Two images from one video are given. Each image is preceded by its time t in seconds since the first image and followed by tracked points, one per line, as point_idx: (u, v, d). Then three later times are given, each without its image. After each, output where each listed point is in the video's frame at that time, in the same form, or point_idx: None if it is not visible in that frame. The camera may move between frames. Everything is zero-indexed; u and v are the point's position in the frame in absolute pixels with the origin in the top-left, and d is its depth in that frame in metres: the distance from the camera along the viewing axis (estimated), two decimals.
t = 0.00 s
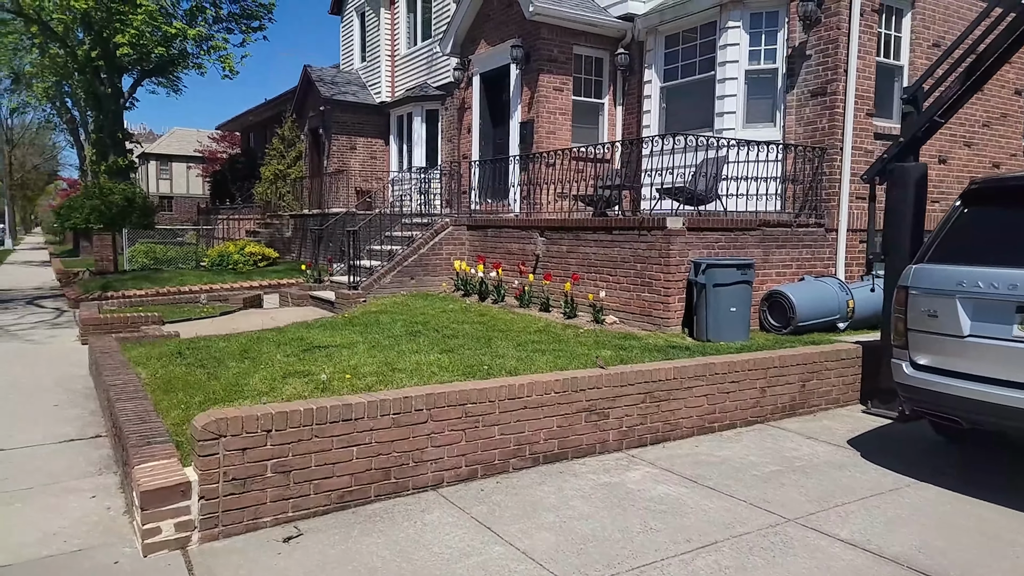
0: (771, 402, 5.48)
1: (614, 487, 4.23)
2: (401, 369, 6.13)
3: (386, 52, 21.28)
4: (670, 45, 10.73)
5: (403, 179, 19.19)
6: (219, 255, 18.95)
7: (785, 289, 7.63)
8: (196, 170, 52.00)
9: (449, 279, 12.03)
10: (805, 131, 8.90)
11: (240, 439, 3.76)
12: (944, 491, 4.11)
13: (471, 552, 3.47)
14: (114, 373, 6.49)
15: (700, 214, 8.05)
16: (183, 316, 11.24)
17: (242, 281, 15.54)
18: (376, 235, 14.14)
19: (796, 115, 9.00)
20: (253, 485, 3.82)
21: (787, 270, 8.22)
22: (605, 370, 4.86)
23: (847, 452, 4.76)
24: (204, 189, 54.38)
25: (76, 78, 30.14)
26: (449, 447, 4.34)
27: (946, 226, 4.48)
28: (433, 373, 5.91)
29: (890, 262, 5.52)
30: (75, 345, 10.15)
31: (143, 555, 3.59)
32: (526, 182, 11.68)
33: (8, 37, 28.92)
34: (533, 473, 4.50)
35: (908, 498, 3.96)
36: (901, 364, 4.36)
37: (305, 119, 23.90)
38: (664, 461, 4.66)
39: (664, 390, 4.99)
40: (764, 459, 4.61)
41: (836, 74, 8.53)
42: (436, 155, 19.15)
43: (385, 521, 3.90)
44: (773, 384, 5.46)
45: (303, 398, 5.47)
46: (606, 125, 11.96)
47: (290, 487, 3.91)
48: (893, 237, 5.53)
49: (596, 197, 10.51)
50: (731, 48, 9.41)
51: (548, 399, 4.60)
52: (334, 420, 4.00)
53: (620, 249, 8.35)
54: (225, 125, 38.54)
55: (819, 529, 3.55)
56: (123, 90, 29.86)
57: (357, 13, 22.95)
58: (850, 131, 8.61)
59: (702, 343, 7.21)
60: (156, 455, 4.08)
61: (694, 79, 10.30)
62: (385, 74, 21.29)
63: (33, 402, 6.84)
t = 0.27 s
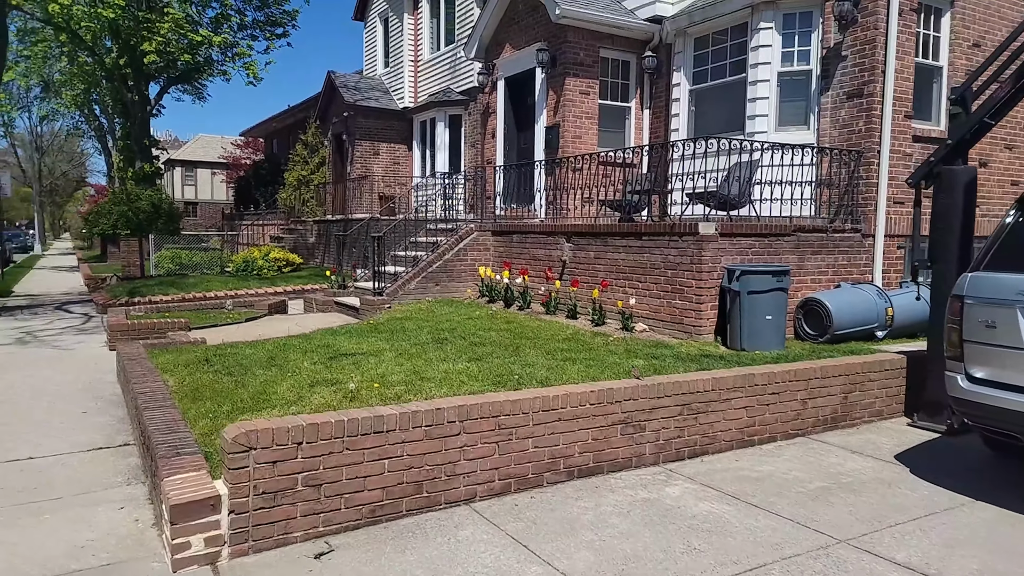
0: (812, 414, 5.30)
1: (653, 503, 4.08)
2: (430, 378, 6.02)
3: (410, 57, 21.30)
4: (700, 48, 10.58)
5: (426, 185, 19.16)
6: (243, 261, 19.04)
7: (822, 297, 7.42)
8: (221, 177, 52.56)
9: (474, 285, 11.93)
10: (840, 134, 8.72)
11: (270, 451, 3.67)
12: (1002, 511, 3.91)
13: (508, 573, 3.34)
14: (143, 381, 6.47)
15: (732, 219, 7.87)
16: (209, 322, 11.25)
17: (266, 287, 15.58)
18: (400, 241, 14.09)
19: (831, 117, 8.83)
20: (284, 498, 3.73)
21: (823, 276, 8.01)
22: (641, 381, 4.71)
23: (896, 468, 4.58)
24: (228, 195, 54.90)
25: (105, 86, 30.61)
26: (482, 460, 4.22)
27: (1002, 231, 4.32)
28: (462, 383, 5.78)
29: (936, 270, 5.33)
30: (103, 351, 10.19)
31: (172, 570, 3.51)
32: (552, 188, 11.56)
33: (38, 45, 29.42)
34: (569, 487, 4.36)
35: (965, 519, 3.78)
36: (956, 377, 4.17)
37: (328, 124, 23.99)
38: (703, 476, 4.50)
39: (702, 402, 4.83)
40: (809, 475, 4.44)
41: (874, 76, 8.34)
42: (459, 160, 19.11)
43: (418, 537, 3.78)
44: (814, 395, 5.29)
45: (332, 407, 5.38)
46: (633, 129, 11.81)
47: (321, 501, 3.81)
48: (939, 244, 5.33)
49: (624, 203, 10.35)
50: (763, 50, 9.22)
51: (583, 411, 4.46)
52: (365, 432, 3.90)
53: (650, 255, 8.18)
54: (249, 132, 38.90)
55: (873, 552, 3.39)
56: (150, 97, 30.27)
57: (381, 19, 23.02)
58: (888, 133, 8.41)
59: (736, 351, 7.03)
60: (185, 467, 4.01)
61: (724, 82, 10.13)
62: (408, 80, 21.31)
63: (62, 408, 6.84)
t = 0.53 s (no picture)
0: (854, 422, 5.15)
1: (693, 515, 3.94)
2: (458, 383, 5.91)
3: (432, 59, 21.27)
4: (729, 47, 10.42)
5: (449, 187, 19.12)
6: (267, 263, 19.11)
7: (859, 300, 7.23)
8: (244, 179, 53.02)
9: (498, 288, 11.83)
10: (877, 133, 8.53)
11: (301, 459, 3.59)
12: None
13: None
14: (170, 384, 6.45)
15: (765, 221, 7.69)
16: (234, 325, 11.27)
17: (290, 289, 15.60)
18: (424, 243, 14.03)
19: (867, 116, 8.64)
20: (314, 508, 3.64)
21: (859, 279, 7.81)
22: (679, 388, 4.57)
23: (945, 481, 4.42)
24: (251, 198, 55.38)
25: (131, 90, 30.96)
26: (516, 469, 4.10)
27: None
28: (491, 387, 5.67)
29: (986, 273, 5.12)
30: (130, 353, 10.23)
31: None
32: (578, 189, 11.43)
33: (67, 51, 29.93)
34: (604, 497, 4.24)
35: None
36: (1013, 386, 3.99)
37: (351, 127, 24.05)
38: (744, 487, 4.36)
39: (741, 410, 4.68)
40: (855, 488, 4.30)
41: (912, 73, 8.13)
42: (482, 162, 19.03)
43: (451, 548, 3.68)
44: (856, 404, 5.13)
45: (360, 412, 5.30)
46: (660, 129, 11.66)
47: (352, 511, 3.72)
48: (989, 247, 5.13)
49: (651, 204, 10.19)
50: (796, 47, 9.03)
51: (618, 419, 4.33)
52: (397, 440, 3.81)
53: (680, 257, 8.02)
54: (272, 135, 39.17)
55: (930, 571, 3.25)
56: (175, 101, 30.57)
57: (403, 22, 23.02)
58: (926, 132, 8.19)
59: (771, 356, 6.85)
60: (215, 474, 3.94)
61: (755, 81, 9.97)
62: (431, 82, 21.29)
63: (90, 411, 6.85)
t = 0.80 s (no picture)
0: (900, 429, 4.97)
1: (736, 525, 3.78)
2: (487, 386, 5.78)
3: (455, 59, 21.20)
4: (760, 42, 10.22)
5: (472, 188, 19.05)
6: (291, 264, 19.17)
7: (898, 302, 7.02)
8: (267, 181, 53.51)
9: (523, 289, 11.70)
10: (915, 129, 8.29)
11: (331, 463, 3.49)
12: None
13: None
14: (197, 385, 6.41)
15: (799, 220, 7.49)
16: (258, 325, 11.26)
17: (314, 290, 15.60)
18: (447, 244, 13.94)
19: (904, 112, 8.39)
20: (344, 514, 3.54)
21: (898, 281, 7.58)
22: (718, 392, 4.41)
23: (999, 491, 4.23)
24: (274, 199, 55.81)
25: (157, 93, 31.32)
26: (550, 475, 3.97)
27: None
28: (521, 390, 5.53)
29: None
30: (156, 353, 10.25)
31: None
32: (604, 189, 11.27)
33: (95, 55, 30.39)
34: (641, 506, 4.09)
35: None
36: None
37: (373, 128, 24.05)
38: (787, 496, 4.20)
39: (782, 415, 4.52)
40: (905, 498, 4.14)
41: (952, 68, 7.88)
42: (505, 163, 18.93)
43: (484, 558, 3.56)
44: (902, 410, 4.95)
45: (387, 415, 5.20)
46: (687, 128, 11.49)
47: (383, 517, 3.61)
48: None
49: (679, 204, 10.01)
50: (830, 42, 8.85)
51: (655, 424, 4.18)
52: (428, 444, 3.70)
53: (711, 258, 7.84)
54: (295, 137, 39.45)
55: None
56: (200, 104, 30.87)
57: (426, 23, 23.00)
58: (968, 128, 7.92)
59: (807, 360, 6.65)
60: (242, 478, 3.86)
61: (787, 77, 9.76)
62: (454, 82, 21.24)
63: (117, 412, 6.84)
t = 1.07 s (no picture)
0: (948, 439, 4.79)
1: (782, 540, 3.61)
2: (514, 390, 5.64)
3: (476, 60, 21.11)
4: (791, 39, 10.04)
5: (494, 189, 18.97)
6: (313, 265, 19.17)
7: (939, 305, 6.78)
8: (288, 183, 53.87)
9: (547, 290, 11.56)
10: (954, 126, 8.03)
11: (360, 472, 3.37)
12: None
13: None
14: (221, 388, 6.34)
15: (834, 221, 7.28)
16: (281, 327, 11.23)
17: (335, 291, 15.58)
18: (470, 245, 13.83)
19: (943, 109, 8.13)
20: (373, 526, 3.42)
21: (938, 283, 7.36)
22: (759, 400, 4.24)
23: None
24: (296, 201, 56.14)
25: (181, 96, 31.60)
26: (585, 486, 3.82)
27: None
28: (550, 395, 5.38)
29: None
30: (180, 355, 10.24)
31: None
32: (629, 189, 11.10)
33: (120, 58, 30.72)
34: (679, 518, 3.93)
35: None
36: None
37: (394, 129, 24.03)
38: (832, 510, 4.01)
39: (824, 425, 4.34)
40: (957, 512, 3.95)
41: (994, 63, 7.61)
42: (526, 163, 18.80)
43: (518, 572, 3.42)
44: (950, 419, 4.77)
45: (414, 420, 5.08)
46: (715, 126, 11.29)
47: (412, 529, 3.49)
48: None
49: (707, 204, 9.81)
50: (865, 37, 8.72)
51: (693, 434, 4.02)
52: (459, 453, 3.57)
53: (742, 259, 7.64)
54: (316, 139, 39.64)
55: None
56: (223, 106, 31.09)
57: (447, 23, 22.93)
58: (1011, 125, 7.62)
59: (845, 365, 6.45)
60: (268, 486, 3.75)
61: (819, 74, 9.56)
62: (475, 83, 21.14)
63: (141, 415, 6.79)
